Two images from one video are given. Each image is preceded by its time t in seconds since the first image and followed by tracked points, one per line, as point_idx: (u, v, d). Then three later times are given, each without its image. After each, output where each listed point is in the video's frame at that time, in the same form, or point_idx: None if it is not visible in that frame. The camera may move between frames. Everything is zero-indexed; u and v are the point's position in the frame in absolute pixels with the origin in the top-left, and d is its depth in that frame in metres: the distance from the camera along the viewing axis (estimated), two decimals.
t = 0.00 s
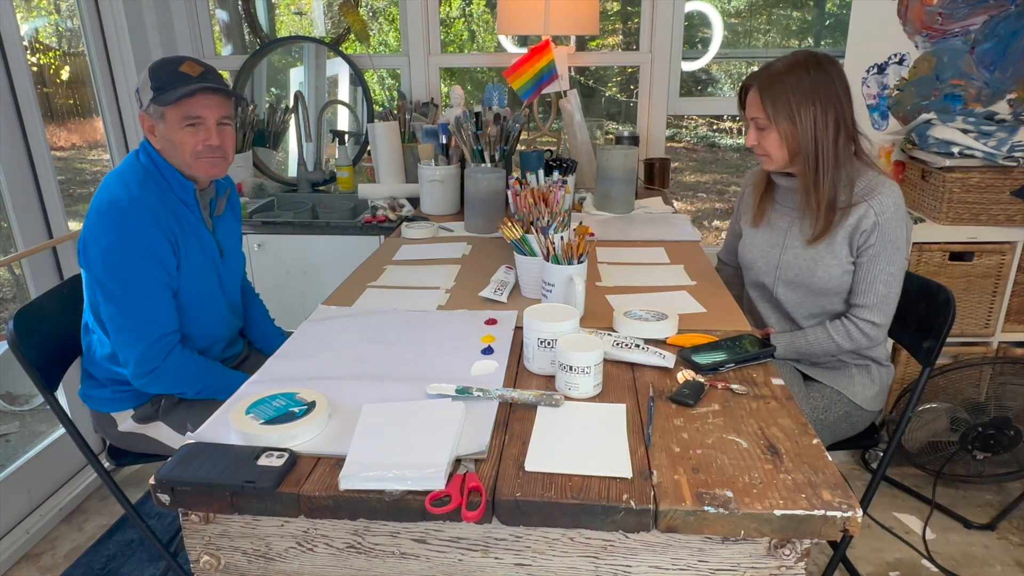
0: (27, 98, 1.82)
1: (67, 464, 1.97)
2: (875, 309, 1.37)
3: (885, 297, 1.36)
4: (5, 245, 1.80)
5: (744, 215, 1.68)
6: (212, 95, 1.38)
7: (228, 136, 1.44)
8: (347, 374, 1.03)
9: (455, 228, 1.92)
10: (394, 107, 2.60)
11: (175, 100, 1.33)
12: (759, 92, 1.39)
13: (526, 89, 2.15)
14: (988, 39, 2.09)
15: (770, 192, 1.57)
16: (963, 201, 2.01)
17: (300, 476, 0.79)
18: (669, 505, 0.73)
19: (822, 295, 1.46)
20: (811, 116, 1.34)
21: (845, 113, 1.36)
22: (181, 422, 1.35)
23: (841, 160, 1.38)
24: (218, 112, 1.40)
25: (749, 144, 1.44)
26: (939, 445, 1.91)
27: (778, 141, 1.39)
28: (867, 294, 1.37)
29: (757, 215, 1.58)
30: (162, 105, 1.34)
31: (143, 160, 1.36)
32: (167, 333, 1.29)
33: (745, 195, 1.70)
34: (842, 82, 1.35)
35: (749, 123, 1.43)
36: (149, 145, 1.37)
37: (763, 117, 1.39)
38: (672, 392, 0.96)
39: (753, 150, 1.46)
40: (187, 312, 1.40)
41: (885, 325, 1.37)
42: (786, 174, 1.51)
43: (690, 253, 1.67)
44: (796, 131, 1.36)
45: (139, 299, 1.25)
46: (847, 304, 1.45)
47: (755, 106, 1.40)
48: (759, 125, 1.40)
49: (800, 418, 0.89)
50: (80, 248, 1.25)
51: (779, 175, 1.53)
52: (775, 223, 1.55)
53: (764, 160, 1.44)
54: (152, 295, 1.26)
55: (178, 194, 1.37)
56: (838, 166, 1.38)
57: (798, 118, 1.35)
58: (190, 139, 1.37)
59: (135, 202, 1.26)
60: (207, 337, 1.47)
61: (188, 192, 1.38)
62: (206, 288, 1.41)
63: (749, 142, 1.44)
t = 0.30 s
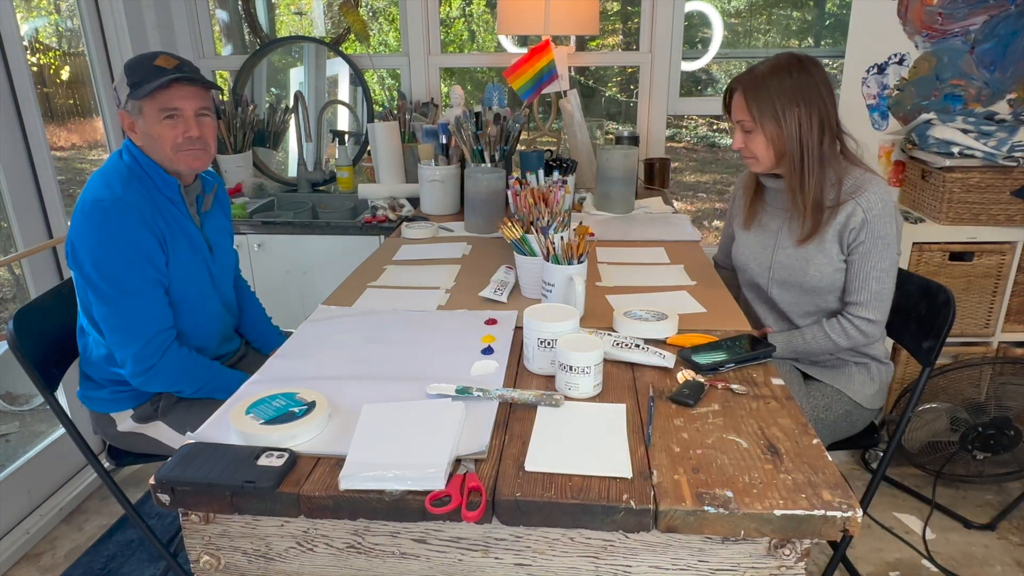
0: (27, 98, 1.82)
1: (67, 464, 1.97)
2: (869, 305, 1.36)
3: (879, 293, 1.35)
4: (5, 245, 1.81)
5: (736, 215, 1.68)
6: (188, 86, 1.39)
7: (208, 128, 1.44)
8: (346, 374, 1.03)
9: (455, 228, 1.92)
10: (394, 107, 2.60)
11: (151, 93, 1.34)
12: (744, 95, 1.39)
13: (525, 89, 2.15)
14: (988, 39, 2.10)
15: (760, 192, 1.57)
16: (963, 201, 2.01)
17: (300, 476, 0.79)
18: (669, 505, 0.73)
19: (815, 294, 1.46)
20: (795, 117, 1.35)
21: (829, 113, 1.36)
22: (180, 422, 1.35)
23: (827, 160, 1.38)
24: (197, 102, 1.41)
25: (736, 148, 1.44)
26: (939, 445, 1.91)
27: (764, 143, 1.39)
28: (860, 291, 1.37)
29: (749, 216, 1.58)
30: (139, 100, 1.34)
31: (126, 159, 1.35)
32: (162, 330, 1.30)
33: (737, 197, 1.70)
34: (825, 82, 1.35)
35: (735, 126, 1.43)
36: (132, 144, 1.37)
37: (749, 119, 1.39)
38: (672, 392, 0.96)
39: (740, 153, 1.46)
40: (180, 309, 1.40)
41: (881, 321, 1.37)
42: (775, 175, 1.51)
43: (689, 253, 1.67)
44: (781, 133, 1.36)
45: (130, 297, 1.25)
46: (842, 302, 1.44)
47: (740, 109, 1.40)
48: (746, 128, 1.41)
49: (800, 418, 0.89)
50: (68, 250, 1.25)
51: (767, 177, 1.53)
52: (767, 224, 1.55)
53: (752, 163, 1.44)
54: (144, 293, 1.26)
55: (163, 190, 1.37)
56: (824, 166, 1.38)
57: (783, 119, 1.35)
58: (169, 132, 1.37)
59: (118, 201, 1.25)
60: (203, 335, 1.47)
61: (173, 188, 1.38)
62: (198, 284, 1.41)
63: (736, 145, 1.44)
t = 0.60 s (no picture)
0: (27, 97, 1.82)
1: (66, 464, 1.97)
2: (865, 304, 1.36)
3: (875, 292, 1.35)
4: (5, 245, 1.81)
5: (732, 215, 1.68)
6: (182, 81, 1.39)
7: (202, 122, 1.45)
8: (346, 374, 1.03)
9: (455, 228, 1.92)
10: (394, 107, 2.60)
11: (144, 88, 1.34)
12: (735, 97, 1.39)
13: (526, 89, 2.15)
14: (988, 39, 2.10)
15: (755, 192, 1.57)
16: (963, 201, 2.01)
17: (300, 477, 0.79)
18: (669, 505, 0.73)
19: (811, 293, 1.46)
20: (786, 119, 1.34)
21: (821, 114, 1.36)
22: (180, 421, 1.35)
23: (819, 161, 1.38)
24: (190, 97, 1.41)
25: (728, 150, 1.44)
26: (939, 445, 1.91)
27: (756, 145, 1.39)
28: (856, 291, 1.37)
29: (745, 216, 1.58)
30: (134, 95, 1.34)
31: (123, 156, 1.35)
32: (161, 327, 1.30)
33: (732, 198, 1.70)
34: (816, 83, 1.35)
35: (728, 128, 1.43)
36: (128, 142, 1.37)
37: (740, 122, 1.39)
38: (672, 392, 0.96)
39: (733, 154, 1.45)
40: (178, 306, 1.40)
41: (878, 320, 1.37)
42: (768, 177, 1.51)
43: (690, 253, 1.67)
44: (772, 135, 1.36)
45: (128, 293, 1.25)
46: (838, 301, 1.44)
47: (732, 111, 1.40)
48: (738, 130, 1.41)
49: (800, 418, 0.89)
50: (66, 248, 1.25)
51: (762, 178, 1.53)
52: (763, 224, 1.55)
53: (744, 165, 1.44)
54: (142, 290, 1.27)
55: (160, 187, 1.37)
56: (816, 167, 1.38)
57: (774, 121, 1.35)
58: (165, 126, 1.37)
59: (116, 197, 1.25)
60: (201, 334, 1.47)
61: (170, 185, 1.38)
62: (195, 282, 1.41)
63: (728, 147, 1.44)
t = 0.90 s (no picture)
0: (27, 97, 1.82)
1: (66, 464, 1.97)
2: (867, 305, 1.36)
3: (877, 293, 1.36)
4: (5, 245, 1.81)
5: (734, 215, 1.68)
6: (181, 77, 1.39)
7: (201, 119, 1.45)
8: (346, 374, 1.03)
9: (455, 228, 1.92)
10: (394, 107, 2.60)
11: (144, 84, 1.33)
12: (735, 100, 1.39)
13: (526, 89, 2.15)
14: (988, 39, 2.10)
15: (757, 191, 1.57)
16: (963, 201, 2.02)
17: (300, 476, 0.79)
18: (669, 505, 0.73)
19: (812, 293, 1.46)
20: (786, 121, 1.34)
21: (821, 114, 1.36)
22: (180, 420, 1.35)
23: (821, 160, 1.38)
24: (189, 93, 1.41)
25: (731, 153, 1.44)
26: (939, 445, 1.91)
27: (759, 147, 1.39)
28: (858, 290, 1.37)
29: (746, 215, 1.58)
30: (134, 92, 1.34)
31: (122, 155, 1.35)
32: (162, 324, 1.30)
33: (734, 197, 1.70)
34: (814, 83, 1.35)
35: (729, 132, 1.43)
36: (127, 140, 1.37)
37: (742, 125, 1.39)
38: (672, 392, 0.96)
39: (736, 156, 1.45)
40: (179, 304, 1.41)
41: (879, 321, 1.37)
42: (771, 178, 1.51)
43: (690, 253, 1.67)
44: (774, 136, 1.36)
45: (129, 290, 1.25)
46: (839, 301, 1.44)
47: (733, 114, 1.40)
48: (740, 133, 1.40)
49: (800, 418, 0.89)
50: (66, 246, 1.24)
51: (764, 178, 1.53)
52: (765, 224, 1.55)
53: (748, 167, 1.44)
54: (143, 287, 1.27)
55: (160, 185, 1.37)
56: (818, 167, 1.38)
57: (775, 123, 1.35)
58: (165, 123, 1.37)
59: (116, 194, 1.25)
60: (202, 333, 1.47)
61: (169, 183, 1.38)
62: (196, 280, 1.42)
63: (731, 150, 1.44)
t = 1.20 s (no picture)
0: (27, 97, 1.82)
1: (66, 464, 1.97)
2: (870, 306, 1.36)
3: (880, 294, 1.36)
4: (5, 245, 1.80)
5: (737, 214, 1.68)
6: (178, 75, 1.39)
7: (199, 117, 1.44)
8: (346, 374, 1.03)
9: (455, 228, 1.92)
10: (394, 107, 2.60)
11: (140, 83, 1.33)
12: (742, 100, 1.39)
13: (526, 89, 2.15)
14: (988, 39, 2.10)
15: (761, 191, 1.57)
16: (963, 201, 2.02)
17: (300, 476, 0.79)
18: (669, 505, 0.73)
19: (816, 293, 1.46)
20: (795, 120, 1.34)
21: (829, 113, 1.36)
22: (180, 420, 1.35)
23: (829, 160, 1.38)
24: (186, 91, 1.40)
25: (739, 153, 1.44)
26: (939, 445, 1.90)
27: (766, 147, 1.38)
28: (861, 291, 1.37)
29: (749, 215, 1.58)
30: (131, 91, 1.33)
31: (120, 154, 1.35)
32: (163, 322, 1.30)
33: (738, 195, 1.70)
34: (822, 82, 1.35)
35: (737, 132, 1.43)
36: (125, 139, 1.37)
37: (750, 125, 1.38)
38: (672, 392, 0.96)
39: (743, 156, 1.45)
40: (179, 303, 1.41)
41: (881, 322, 1.37)
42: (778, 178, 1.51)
43: (690, 253, 1.67)
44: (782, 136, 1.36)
45: (130, 288, 1.25)
46: (843, 301, 1.44)
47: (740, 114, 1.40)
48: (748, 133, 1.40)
49: (800, 418, 0.89)
50: (66, 245, 1.24)
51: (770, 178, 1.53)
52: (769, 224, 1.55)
53: (755, 167, 1.44)
54: (144, 285, 1.27)
55: (158, 183, 1.37)
56: (826, 167, 1.38)
57: (783, 122, 1.35)
58: (162, 120, 1.36)
59: (115, 192, 1.25)
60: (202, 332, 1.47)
61: (167, 181, 1.38)
62: (196, 278, 1.42)
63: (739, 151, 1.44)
